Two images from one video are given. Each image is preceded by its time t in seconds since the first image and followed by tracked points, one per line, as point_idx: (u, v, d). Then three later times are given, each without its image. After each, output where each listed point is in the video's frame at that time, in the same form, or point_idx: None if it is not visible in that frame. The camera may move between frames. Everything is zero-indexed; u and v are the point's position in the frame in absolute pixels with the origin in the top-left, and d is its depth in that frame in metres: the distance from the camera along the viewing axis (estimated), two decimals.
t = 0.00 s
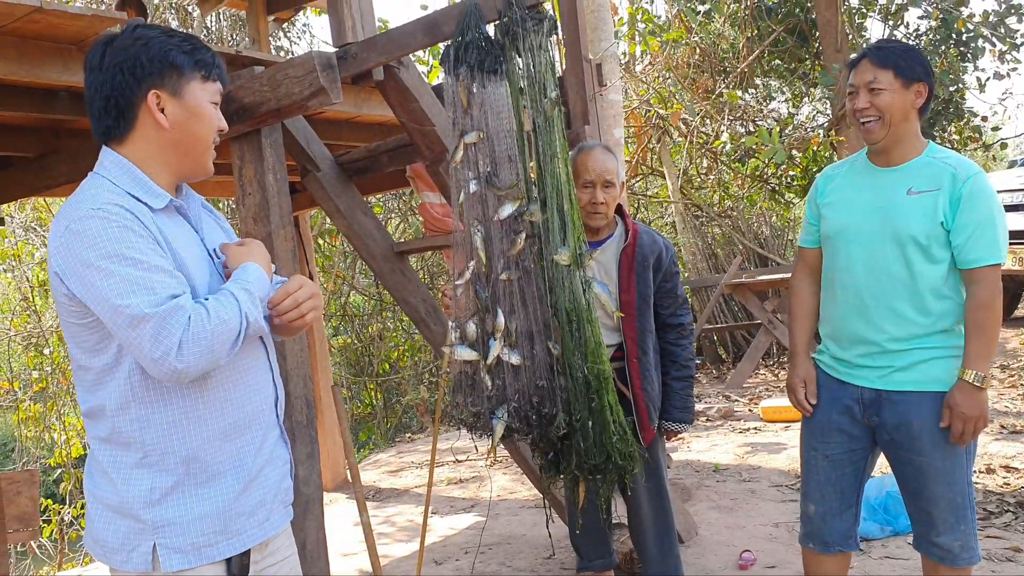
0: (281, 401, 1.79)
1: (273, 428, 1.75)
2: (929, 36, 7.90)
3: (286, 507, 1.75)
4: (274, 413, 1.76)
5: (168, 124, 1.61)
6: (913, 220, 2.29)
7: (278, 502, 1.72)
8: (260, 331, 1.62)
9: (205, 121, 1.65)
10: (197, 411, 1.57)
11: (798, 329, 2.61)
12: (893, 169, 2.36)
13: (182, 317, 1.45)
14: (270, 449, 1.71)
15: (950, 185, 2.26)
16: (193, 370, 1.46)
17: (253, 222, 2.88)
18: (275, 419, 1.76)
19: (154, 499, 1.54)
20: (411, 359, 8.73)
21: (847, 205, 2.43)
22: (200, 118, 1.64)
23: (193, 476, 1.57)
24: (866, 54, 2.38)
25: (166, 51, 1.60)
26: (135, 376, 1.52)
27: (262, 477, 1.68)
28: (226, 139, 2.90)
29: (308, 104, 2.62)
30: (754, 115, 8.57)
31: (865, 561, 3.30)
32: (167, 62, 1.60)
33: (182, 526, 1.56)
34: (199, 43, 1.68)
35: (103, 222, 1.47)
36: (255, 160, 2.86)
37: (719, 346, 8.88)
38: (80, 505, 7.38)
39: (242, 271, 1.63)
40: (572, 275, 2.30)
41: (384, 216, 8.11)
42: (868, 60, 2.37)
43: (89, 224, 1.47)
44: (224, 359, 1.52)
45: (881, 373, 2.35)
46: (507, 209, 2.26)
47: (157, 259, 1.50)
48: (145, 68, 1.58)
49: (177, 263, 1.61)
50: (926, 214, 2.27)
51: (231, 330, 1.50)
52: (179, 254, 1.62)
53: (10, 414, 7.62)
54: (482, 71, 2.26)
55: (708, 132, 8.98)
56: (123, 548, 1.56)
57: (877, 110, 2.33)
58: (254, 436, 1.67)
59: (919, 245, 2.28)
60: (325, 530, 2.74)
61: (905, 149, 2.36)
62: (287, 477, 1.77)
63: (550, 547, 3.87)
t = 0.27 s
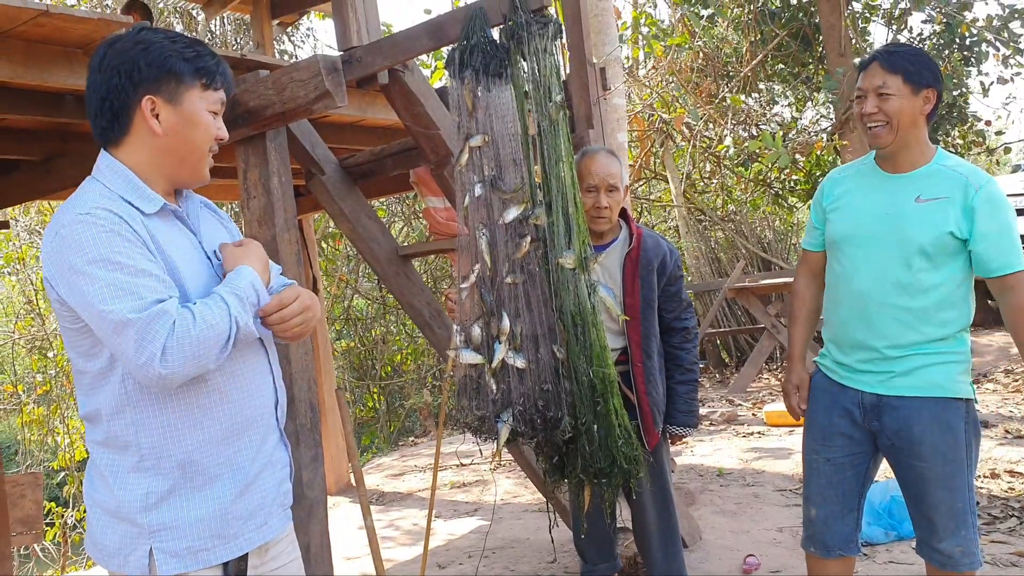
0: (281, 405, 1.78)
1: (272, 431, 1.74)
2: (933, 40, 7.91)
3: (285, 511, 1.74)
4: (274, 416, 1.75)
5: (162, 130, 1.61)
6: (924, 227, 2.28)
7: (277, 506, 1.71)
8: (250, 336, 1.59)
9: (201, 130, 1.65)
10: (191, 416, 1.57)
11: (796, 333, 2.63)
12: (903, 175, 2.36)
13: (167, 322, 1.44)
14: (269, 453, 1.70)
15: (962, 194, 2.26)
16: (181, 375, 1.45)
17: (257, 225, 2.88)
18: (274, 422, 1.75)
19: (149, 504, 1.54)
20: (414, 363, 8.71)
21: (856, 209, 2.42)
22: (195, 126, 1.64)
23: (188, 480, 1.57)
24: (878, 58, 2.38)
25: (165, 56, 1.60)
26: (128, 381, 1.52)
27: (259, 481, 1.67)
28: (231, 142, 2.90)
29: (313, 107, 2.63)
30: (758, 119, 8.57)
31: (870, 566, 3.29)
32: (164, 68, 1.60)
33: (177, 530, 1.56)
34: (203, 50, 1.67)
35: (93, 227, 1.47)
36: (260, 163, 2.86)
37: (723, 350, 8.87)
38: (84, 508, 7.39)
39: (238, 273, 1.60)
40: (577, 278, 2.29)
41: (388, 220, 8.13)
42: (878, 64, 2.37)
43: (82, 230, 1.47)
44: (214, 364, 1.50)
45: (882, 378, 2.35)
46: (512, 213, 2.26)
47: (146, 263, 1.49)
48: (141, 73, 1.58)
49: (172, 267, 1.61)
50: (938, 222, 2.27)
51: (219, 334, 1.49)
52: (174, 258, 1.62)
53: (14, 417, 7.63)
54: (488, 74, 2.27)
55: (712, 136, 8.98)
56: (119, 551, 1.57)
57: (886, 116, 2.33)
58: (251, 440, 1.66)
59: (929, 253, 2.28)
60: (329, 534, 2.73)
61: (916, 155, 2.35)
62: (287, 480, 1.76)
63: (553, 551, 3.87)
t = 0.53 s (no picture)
0: (279, 410, 1.75)
1: (269, 435, 1.71)
2: (935, 42, 7.90)
3: (282, 517, 1.71)
4: (271, 421, 1.72)
5: (148, 134, 1.60)
6: (934, 233, 2.27)
7: (273, 511, 1.69)
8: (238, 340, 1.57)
9: (188, 134, 1.62)
10: (182, 420, 1.55)
11: (797, 328, 2.60)
12: (914, 178, 2.34)
13: (152, 328, 1.42)
14: (264, 457, 1.68)
15: (975, 202, 2.25)
16: (167, 381, 1.43)
17: (259, 225, 2.87)
18: (271, 427, 1.72)
19: (142, 508, 1.53)
20: (416, 364, 8.69)
21: (865, 211, 2.40)
22: (180, 130, 1.61)
23: (181, 484, 1.56)
24: (894, 62, 2.34)
25: (153, 60, 1.58)
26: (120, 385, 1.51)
27: (254, 486, 1.64)
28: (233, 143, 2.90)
29: (315, 107, 2.62)
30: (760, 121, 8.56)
31: (874, 569, 3.27)
32: (151, 72, 1.58)
33: (170, 535, 1.54)
34: (199, 52, 1.64)
35: (82, 231, 1.46)
36: (262, 163, 2.86)
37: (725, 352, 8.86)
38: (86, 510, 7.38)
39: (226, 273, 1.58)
40: (581, 279, 2.28)
41: (390, 222, 8.12)
42: (895, 68, 2.33)
43: (72, 233, 1.46)
44: (203, 368, 1.49)
45: (885, 380, 2.35)
46: (516, 214, 2.25)
47: (134, 268, 1.48)
48: (128, 76, 1.58)
49: (166, 270, 1.59)
50: (949, 229, 2.26)
51: (207, 338, 1.47)
52: (168, 261, 1.60)
53: (16, 418, 7.64)
54: (491, 75, 2.26)
55: (714, 138, 8.97)
56: (113, 555, 1.56)
57: (900, 122, 2.30)
58: (246, 444, 1.63)
59: (939, 259, 2.28)
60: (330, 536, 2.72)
61: (927, 160, 2.33)
62: (284, 485, 1.73)
63: (555, 554, 3.85)
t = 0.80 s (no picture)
0: (270, 412, 1.74)
1: (260, 438, 1.69)
2: (937, 41, 7.87)
3: (273, 521, 1.69)
4: (261, 423, 1.70)
5: (120, 128, 1.58)
6: (935, 229, 2.25)
7: (263, 515, 1.67)
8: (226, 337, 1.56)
9: (156, 129, 1.57)
10: (171, 420, 1.53)
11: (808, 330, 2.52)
12: (914, 175, 2.32)
13: (140, 327, 1.40)
14: (254, 460, 1.66)
15: (976, 198, 2.23)
16: (156, 381, 1.41)
17: (257, 224, 2.85)
18: (262, 429, 1.70)
19: (128, 510, 1.51)
20: (416, 364, 8.68)
21: (865, 208, 2.38)
22: (149, 124, 1.56)
23: (169, 486, 1.54)
24: (887, 59, 2.32)
25: (121, 52, 1.55)
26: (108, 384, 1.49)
27: (244, 489, 1.62)
28: (230, 142, 2.88)
29: (313, 105, 2.60)
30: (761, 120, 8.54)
31: (875, 570, 3.25)
32: (120, 66, 1.55)
33: (157, 538, 1.52)
34: (175, 42, 1.58)
35: (69, 229, 1.45)
36: (260, 162, 2.84)
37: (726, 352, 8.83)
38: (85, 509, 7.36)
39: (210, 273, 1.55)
40: (581, 279, 2.25)
41: (390, 221, 8.10)
42: (889, 65, 2.32)
43: (58, 232, 1.44)
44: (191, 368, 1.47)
45: (885, 380, 2.33)
46: (516, 212, 2.23)
47: (122, 266, 1.46)
48: (101, 70, 1.56)
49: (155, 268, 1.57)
50: (950, 225, 2.24)
51: (194, 337, 1.45)
52: (158, 259, 1.58)
53: (16, 418, 7.63)
54: (490, 72, 2.24)
55: (715, 137, 8.95)
56: (100, 557, 1.54)
57: (896, 119, 2.28)
58: (235, 447, 1.62)
59: (939, 256, 2.26)
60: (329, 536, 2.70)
61: (926, 156, 2.31)
62: (275, 488, 1.72)
63: (555, 555, 3.83)
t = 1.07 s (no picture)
0: (251, 420, 1.69)
1: (241, 446, 1.65)
2: (938, 40, 7.82)
3: (253, 531, 1.65)
4: (243, 432, 1.66)
5: (87, 129, 1.53)
6: (933, 229, 2.20)
7: (244, 526, 1.62)
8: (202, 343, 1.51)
9: (121, 130, 1.52)
10: (149, 428, 1.48)
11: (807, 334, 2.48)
12: (911, 174, 2.27)
13: (118, 333, 1.35)
14: (235, 469, 1.61)
15: (974, 197, 2.17)
16: (133, 389, 1.36)
17: (245, 225, 2.81)
18: (243, 437, 1.66)
19: (104, 520, 1.46)
20: (415, 366, 8.62)
21: (863, 209, 2.33)
22: (114, 126, 1.52)
23: (146, 496, 1.49)
24: (871, 60, 2.30)
25: (85, 51, 1.50)
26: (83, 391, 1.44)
27: (223, 499, 1.58)
28: (219, 142, 2.83)
29: (302, 104, 2.55)
30: (761, 120, 8.49)
31: None
32: (83, 66, 1.50)
33: (133, 550, 1.48)
34: (141, 39, 1.52)
35: (43, 232, 1.40)
36: (248, 162, 2.79)
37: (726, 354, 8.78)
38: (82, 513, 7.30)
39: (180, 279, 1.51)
40: (574, 281, 2.20)
41: (388, 222, 8.05)
42: (873, 65, 2.28)
43: (31, 234, 1.39)
44: (171, 377, 1.42)
45: (878, 383, 2.29)
46: (507, 213, 2.18)
47: (97, 269, 1.41)
48: (66, 69, 1.52)
49: (131, 273, 1.52)
50: (948, 225, 2.18)
51: (173, 346, 1.40)
52: (134, 264, 1.53)
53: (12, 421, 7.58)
54: (481, 70, 2.20)
55: (714, 137, 8.90)
56: (75, 568, 1.50)
57: (884, 117, 2.25)
58: (215, 456, 1.57)
59: (938, 256, 2.20)
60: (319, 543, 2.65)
61: (922, 155, 2.26)
62: (255, 498, 1.67)
63: (551, 559, 3.78)
